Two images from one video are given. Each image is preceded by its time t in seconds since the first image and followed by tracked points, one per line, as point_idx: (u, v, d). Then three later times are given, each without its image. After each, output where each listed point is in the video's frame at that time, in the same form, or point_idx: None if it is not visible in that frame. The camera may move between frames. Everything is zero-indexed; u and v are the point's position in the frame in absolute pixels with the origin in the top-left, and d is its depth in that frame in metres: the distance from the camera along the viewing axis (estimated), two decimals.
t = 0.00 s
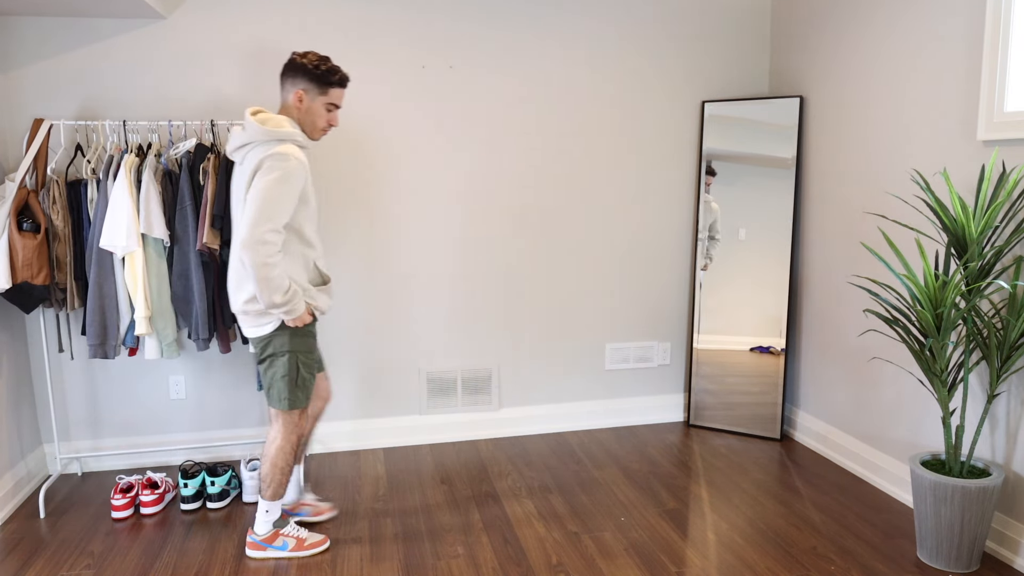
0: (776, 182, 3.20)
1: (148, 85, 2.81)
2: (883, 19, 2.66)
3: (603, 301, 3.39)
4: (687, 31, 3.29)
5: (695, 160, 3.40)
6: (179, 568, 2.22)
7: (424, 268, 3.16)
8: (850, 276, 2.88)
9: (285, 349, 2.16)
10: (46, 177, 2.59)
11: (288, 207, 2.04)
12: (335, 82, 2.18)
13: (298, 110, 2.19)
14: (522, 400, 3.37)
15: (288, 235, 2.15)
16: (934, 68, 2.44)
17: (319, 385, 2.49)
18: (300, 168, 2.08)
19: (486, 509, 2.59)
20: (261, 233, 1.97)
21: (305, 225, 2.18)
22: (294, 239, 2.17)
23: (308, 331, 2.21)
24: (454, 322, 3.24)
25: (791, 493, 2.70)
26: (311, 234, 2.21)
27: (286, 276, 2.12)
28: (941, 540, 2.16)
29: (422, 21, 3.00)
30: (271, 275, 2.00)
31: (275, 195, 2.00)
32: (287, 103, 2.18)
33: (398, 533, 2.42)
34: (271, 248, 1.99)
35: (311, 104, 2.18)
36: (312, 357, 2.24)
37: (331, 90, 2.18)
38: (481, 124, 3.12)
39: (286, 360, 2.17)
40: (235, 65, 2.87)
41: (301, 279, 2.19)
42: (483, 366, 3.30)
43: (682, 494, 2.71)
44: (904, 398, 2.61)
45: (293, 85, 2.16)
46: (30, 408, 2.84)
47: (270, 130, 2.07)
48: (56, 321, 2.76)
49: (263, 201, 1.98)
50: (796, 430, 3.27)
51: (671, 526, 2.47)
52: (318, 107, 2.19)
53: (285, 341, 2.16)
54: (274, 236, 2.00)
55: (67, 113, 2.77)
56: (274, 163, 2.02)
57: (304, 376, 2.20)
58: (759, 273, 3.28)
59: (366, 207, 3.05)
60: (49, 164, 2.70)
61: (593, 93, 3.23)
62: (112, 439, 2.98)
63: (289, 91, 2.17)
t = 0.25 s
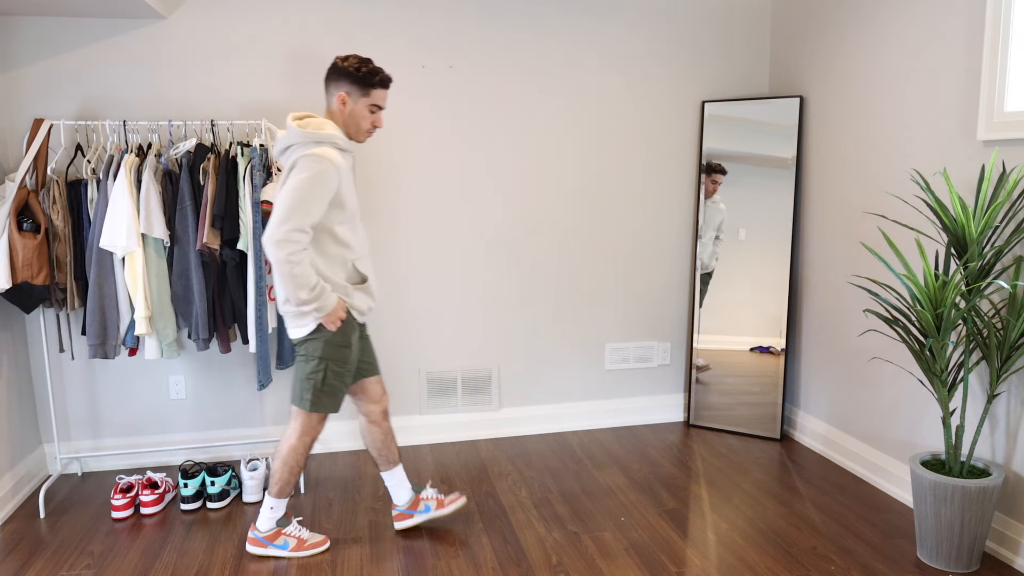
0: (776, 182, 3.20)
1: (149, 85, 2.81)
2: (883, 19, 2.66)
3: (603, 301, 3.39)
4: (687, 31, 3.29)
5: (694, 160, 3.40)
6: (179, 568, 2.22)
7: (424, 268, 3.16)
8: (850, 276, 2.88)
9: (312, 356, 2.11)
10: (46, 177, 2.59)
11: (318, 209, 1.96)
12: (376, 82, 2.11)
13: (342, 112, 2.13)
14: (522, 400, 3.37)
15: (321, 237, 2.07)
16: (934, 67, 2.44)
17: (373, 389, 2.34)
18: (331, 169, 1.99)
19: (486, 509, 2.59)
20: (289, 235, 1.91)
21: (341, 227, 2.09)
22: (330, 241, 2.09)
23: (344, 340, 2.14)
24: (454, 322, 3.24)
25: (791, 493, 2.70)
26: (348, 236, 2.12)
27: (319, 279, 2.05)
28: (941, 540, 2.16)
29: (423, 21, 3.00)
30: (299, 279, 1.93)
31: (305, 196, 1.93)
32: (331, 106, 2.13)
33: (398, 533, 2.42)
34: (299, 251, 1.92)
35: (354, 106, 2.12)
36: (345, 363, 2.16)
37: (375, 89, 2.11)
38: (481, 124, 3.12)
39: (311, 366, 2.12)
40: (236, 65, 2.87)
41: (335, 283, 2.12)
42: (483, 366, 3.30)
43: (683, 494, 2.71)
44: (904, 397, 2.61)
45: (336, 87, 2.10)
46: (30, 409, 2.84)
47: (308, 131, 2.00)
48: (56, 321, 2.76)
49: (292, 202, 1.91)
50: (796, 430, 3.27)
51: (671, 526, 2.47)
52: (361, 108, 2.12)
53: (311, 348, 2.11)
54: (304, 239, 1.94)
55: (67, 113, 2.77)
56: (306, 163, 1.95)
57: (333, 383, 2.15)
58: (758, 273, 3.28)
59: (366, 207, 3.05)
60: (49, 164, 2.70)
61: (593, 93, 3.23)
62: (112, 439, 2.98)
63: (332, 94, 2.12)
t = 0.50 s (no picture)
0: (776, 182, 3.20)
1: (149, 85, 2.81)
2: (883, 19, 2.66)
3: (603, 301, 3.39)
4: (687, 31, 3.29)
5: (694, 160, 3.40)
6: (179, 569, 2.22)
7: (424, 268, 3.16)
8: (850, 276, 2.88)
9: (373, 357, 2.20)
10: (46, 177, 2.59)
11: (357, 207, 2.09)
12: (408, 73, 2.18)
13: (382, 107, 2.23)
14: (522, 400, 3.37)
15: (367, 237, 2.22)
16: (934, 67, 2.44)
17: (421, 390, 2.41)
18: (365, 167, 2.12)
19: (486, 510, 2.59)
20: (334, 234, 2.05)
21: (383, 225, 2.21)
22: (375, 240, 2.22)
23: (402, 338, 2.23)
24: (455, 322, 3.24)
25: (791, 493, 2.70)
26: (391, 235, 2.24)
27: (365, 277, 2.17)
28: (941, 540, 2.16)
29: (423, 22, 3.00)
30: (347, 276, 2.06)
31: (346, 196, 2.07)
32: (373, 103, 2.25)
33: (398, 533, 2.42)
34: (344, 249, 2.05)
35: (391, 99, 2.21)
36: (401, 362, 2.23)
37: (407, 81, 2.18)
38: (481, 123, 3.12)
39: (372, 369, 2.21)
40: (236, 65, 2.87)
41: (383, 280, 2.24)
42: (483, 366, 3.30)
43: (683, 494, 2.71)
44: (904, 397, 2.61)
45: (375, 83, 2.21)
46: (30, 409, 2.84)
47: (346, 130, 2.17)
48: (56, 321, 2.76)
49: (335, 203, 2.06)
50: (796, 430, 3.27)
51: (671, 526, 2.47)
52: (397, 101, 2.21)
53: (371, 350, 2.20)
54: (348, 236, 2.06)
55: (67, 113, 2.77)
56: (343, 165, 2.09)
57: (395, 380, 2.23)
58: (758, 273, 3.28)
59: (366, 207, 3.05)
60: (49, 164, 2.70)
61: (593, 93, 3.23)
62: (112, 439, 2.98)
63: (372, 90, 2.23)
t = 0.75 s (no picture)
0: (776, 182, 3.20)
1: (149, 85, 2.81)
2: (883, 19, 2.66)
3: (603, 301, 3.39)
4: (687, 31, 3.29)
5: (694, 160, 3.40)
6: (179, 569, 2.22)
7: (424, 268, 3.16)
8: (850, 276, 2.88)
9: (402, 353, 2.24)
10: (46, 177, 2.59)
11: (378, 205, 2.12)
12: (415, 60, 2.20)
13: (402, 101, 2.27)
14: (522, 400, 3.37)
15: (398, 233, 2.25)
16: (934, 67, 2.44)
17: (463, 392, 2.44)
18: (381, 166, 2.15)
19: (486, 510, 2.59)
20: (355, 234, 2.11)
21: (411, 220, 2.22)
22: (405, 235, 2.24)
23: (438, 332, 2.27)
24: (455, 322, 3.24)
25: (791, 493, 2.70)
26: (419, 229, 2.24)
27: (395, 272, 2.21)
28: (941, 540, 2.16)
29: (423, 22, 3.00)
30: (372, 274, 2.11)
31: (368, 193, 2.12)
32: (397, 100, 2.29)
33: (398, 533, 2.42)
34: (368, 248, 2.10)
35: (406, 91, 2.24)
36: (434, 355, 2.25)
37: (415, 67, 2.20)
38: (481, 123, 3.12)
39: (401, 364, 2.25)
40: (236, 65, 2.87)
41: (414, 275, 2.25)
42: (483, 366, 3.30)
43: (683, 494, 2.71)
44: (904, 397, 2.61)
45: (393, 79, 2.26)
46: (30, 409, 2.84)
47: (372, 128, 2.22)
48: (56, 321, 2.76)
49: (356, 203, 2.12)
50: (796, 430, 3.27)
51: (671, 526, 2.47)
52: (411, 90, 2.23)
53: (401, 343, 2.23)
54: (375, 232, 2.11)
55: (67, 114, 2.77)
56: (363, 165, 2.14)
57: (424, 376, 2.24)
58: (758, 273, 3.28)
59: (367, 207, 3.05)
60: (49, 164, 2.70)
61: (593, 93, 3.23)
62: (112, 439, 2.98)
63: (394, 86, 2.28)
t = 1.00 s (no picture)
0: (776, 182, 3.20)
1: (148, 85, 2.81)
2: (883, 19, 2.66)
3: (603, 301, 3.39)
4: (687, 31, 3.29)
5: (694, 160, 3.40)
6: (179, 569, 2.22)
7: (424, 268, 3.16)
8: (850, 276, 2.88)
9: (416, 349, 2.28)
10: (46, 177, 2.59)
11: (390, 211, 2.15)
12: (427, 61, 2.23)
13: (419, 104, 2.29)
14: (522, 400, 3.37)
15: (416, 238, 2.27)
16: (934, 67, 2.43)
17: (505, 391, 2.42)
18: (394, 173, 2.17)
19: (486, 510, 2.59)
20: (370, 240, 2.16)
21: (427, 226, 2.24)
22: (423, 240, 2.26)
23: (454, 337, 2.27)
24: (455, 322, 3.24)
25: (791, 493, 2.70)
26: (436, 235, 2.25)
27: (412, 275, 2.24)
28: (941, 540, 2.16)
29: (423, 22, 3.00)
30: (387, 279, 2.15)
31: (383, 198, 2.15)
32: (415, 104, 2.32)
33: (398, 533, 2.42)
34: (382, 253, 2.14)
35: (422, 93, 2.26)
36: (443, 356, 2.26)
37: (427, 68, 2.22)
38: (481, 123, 3.12)
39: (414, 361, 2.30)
40: (236, 65, 2.87)
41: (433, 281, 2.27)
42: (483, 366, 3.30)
43: (683, 494, 2.71)
44: (904, 398, 2.61)
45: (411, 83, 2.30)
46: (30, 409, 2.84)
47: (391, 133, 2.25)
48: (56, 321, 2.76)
49: (372, 210, 2.16)
50: (796, 430, 3.27)
51: (671, 526, 2.47)
52: (425, 91, 2.25)
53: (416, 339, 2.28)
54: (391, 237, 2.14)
55: (67, 114, 2.77)
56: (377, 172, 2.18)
57: (434, 376, 2.27)
58: (758, 273, 3.27)
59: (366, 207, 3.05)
60: (48, 164, 2.70)
61: (593, 93, 3.23)
62: (112, 439, 2.98)
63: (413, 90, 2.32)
